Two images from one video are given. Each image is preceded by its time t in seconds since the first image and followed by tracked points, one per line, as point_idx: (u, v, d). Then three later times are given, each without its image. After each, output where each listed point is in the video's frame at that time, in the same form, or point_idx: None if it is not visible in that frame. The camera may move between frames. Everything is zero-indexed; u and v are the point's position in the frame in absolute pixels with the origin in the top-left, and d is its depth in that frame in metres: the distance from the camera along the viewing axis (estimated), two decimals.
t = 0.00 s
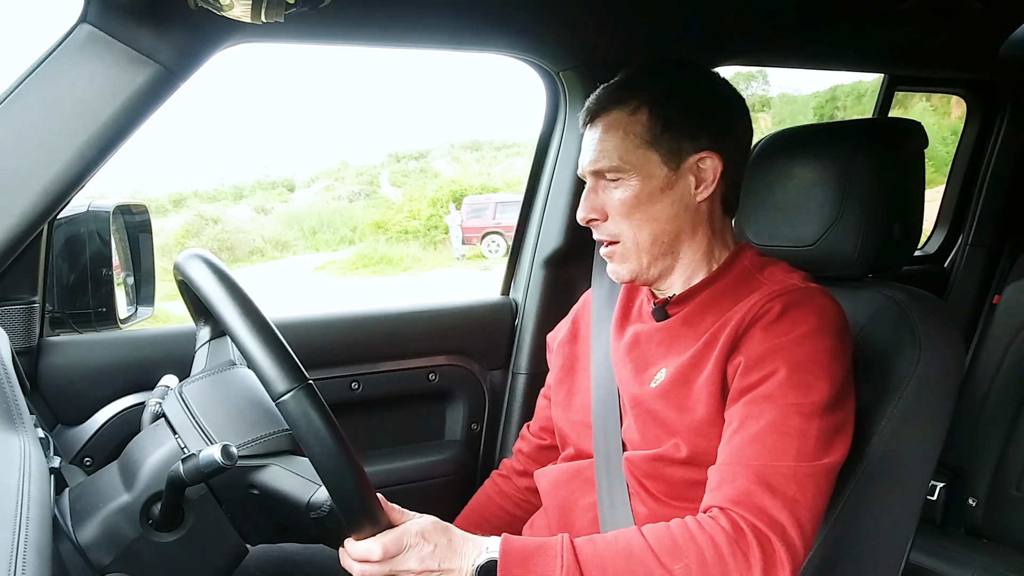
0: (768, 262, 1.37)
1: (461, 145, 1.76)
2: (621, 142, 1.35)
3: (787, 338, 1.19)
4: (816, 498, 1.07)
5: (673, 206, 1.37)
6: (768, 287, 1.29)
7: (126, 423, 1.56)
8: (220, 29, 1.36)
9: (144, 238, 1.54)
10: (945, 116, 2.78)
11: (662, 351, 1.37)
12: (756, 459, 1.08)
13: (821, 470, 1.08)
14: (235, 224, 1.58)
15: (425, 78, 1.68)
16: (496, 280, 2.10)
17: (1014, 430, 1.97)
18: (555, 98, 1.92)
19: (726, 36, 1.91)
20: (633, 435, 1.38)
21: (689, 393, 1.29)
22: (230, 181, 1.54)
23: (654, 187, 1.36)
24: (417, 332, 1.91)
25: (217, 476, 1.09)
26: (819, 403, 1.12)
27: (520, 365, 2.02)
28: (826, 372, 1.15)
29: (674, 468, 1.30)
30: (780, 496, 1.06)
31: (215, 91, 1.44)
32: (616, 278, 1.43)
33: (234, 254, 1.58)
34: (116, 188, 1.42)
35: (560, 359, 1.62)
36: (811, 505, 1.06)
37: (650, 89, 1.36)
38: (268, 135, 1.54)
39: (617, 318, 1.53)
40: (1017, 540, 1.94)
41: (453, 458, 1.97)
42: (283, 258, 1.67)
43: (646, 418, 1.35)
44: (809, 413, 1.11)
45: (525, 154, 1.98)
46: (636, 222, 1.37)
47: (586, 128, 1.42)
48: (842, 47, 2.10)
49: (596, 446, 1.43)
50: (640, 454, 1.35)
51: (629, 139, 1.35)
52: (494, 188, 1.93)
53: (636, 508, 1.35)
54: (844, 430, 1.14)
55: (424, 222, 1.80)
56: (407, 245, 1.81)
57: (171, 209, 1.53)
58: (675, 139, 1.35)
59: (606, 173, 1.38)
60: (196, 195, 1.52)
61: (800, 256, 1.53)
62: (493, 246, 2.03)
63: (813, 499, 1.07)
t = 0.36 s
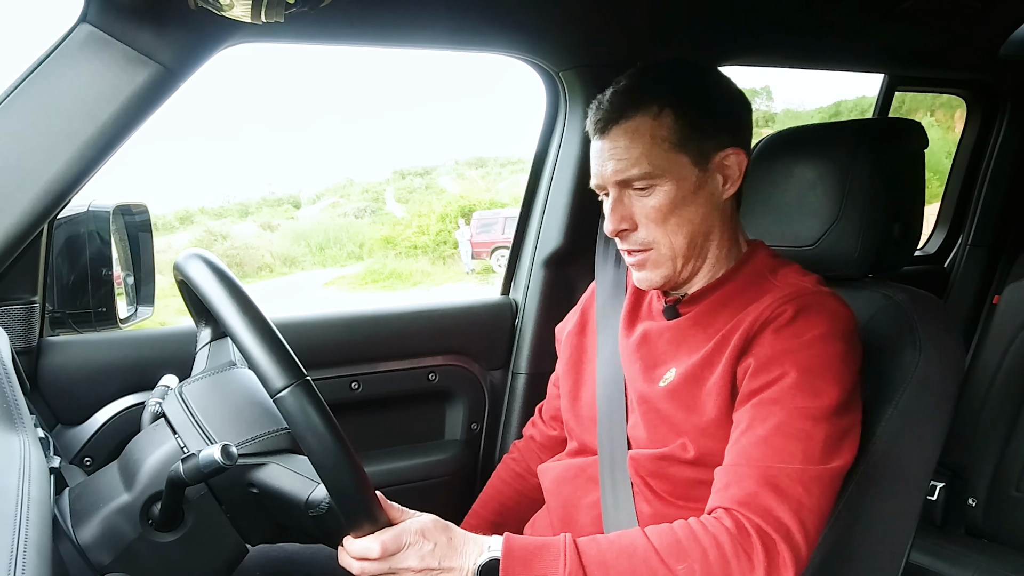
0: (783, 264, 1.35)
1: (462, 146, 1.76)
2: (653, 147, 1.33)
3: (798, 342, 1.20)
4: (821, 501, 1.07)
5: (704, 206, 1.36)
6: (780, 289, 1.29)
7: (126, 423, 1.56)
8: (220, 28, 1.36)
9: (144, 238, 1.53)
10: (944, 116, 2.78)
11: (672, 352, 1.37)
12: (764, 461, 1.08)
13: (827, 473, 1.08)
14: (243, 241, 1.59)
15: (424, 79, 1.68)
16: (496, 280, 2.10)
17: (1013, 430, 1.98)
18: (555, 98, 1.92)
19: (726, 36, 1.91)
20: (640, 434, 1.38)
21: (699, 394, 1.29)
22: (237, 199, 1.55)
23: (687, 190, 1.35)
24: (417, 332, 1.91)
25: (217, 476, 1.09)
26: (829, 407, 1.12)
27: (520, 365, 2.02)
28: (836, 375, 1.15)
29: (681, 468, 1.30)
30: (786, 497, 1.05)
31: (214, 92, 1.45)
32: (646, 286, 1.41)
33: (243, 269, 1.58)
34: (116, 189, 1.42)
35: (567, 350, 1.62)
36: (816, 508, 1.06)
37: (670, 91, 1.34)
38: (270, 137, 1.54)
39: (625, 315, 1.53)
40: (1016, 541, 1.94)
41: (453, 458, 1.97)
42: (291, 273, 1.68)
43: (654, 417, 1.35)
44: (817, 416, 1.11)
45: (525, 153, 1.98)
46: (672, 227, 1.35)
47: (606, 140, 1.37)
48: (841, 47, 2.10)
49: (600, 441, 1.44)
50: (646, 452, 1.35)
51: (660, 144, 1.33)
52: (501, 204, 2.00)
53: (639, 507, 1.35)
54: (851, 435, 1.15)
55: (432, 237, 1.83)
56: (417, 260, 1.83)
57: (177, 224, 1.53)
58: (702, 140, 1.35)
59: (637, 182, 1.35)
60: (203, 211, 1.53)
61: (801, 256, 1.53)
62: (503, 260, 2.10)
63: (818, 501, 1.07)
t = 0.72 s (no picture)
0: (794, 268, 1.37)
1: (463, 147, 1.76)
2: (687, 127, 1.39)
3: (810, 345, 1.20)
4: (827, 503, 1.08)
5: (729, 193, 1.40)
6: (795, 292, 1.30)
7: (125, 423, 1.56)
8: (220, 28, 1.36)
9: (144, 238, 1.52)
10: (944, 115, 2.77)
11: (682, 351, 1.38)
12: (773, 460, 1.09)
13: (835, 475, 1.09)
14: (254, 254, 1.60)
15: (424, 80, 1.68)
16: (496, 280, 2.10)
17: (1013, 430, 1.98)
18: (555, 98, 1.92)
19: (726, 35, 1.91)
20: (645, 431, 1.38)
21: (707, 392, 1.29)
22: (244, 215, 1.56)
23: (714, 174, 1.39)
24: (416, 332, 1.91)
25: (217, 476, 1.09)
26: (840, 410, 1.12)
27: (520, 365, 2.03)
28: (846, 379, 1.16)
29: (685, 464, 1.30)
30: (793, 498, 1.06)
31: (213, 92, 1.45)
32: (661, 267, 1.45)
33: (255, 283, 1.60)
34: (116, 189, 1.41)
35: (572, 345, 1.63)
36: (822, 510, 1.07)
37: (713, 77, 1.40)
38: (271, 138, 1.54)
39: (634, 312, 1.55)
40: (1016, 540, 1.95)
41: (453, 458, 1.97)
42: (302, 287, 1.70)
43: (659, 413, 1.35)
44: (828, 419, 1.11)
45: (525, 153, 1.98)
46: (695, 210, 1.40)
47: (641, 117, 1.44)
48: (841, 47, 2.10)
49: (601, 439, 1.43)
50: (650, 449, 1.35)
51: (693, 125, 1.39)
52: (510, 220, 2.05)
53: (641, 505, 1.34)
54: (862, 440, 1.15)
55: (444, 252, 1.86)
56: (428, 275, 1.87)
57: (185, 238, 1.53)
58: (736, 128, 1.40)
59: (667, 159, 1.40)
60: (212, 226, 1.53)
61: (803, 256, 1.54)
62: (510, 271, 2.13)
63: (824, 503, 1.07)
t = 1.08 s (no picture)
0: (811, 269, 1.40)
1: (463, 148, 1.76)
2: (719, 118, 1.47)
3: (822, 345, 1.22)
4: (834, 501, 1.09)
5: (753, 188, 1.47)
6: (809, 291, 1.32)
7: (126, 423, 1.56)
8: (220, 28, 1.36)
9: (144, 237, 1.53)
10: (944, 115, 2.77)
11: (695, 343, 1.40)
12: (784, 456, 1.11)
13: (843, 474, 1.10)
14: (266, 258, 1.61)
15: (424, 80, 1.68)
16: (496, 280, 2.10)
17: (1013, 430, 1.98)
18: (555, 98, 1.92)
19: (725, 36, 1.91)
20: (653, 423, 1.39)
21: (719, 386, 1.31)
22: (253, 218, 1.56)
23: (739, 168, 1.46)
24: (417, 332, 1.91)
25: (217, 476, 1.09)
26: (850, 408, 1.14)
27: (520, 366, 2.03)
28: (857, 379, 1.17)
29: (691, 454, 1.31)
30: (799, 495, 1.07)
31: (214, 91, 1.45)
32: (677, 254, 1.51)
33: (265, 287, 1.62)
34: (116, 189, 1.41)
35: (586, 339, 1.64)
36: (828, 508, 1.08)
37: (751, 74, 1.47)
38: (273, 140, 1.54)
39: (649, 306, 1.56)
40: (1016, 540, 1.95)
41: (453, 458, 1.97)
42: (313, 291, 1.72)
43: (668, 404, 1.36)
44: (837, 416, 1.13)
45: (525, 153, 1.99)
46: (717, 199, 1.47)
47: (676, 106, 1.53)
48: (841, 47, 2.10)
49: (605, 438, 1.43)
50: (658, 440, 1.35)
51: (725, 117, 1.47)
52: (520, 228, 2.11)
53: (644, 498, 1.34)
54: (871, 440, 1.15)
55: (456, 258, 1.91)
56: (440, 280, 1.91)
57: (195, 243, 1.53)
58: (766, 127, 1.46)
59: (697, 146, 1.49)
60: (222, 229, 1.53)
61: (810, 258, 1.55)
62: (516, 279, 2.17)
63: (831, 501, 1.08)
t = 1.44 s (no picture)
0: (821, 272, 1.42)
1: (463, 149, 1.77)
2: (738, 116, 1.50)
3: (827, 326, 1.24)
4: (817, 450, 1.05)
5: (768, 188, 1.50)
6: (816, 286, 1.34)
7: (126, 423, 1.56)
8: (220, 28, 1.36)
9: (144, 238, 1.53)
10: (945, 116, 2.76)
11: (704, 340, 1.41)
12: (774, 400, 1.09)
13: (829, 431, 1.07)
14: (276, 260, 1.63)
15: (424, 81, 1.68)
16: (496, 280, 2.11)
17: (1013, 429, 1.98)
18: (555, 98, 1.92)
19: (724, 36, 1.91)
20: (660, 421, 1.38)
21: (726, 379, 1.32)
22: (262, 222, 1.58)
23: (755, 167, 1.50)
24: (418, 332, 1.91)
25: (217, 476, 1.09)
26: (847, 378, 1.14)
27: (520, 366, 2.03)
28: (858, 357, 1.18)
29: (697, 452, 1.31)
30: (782, 432, 1.04)
31: (214, 92, 1.45)
32: (688, 248, 1.55)
33: (275, 291, 1.64)
34: (116, 189, 1.41)
35: (592, 341, 1.64)
36: (807, 454, 1.04)
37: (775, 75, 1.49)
38: (274, 142, 1.55)
39: (657, 308, 1.57)
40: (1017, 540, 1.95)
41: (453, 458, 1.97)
42: (321, 294, 1.74)
43: (677, 399, 1.36)
44: (833, 381, 1.13)
45: (525, 154, 1.99)
46: (732, 197, 1.51)
47: (695, 104, 1.57)
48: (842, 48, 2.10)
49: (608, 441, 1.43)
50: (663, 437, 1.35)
51: (744, 116, 1.50)
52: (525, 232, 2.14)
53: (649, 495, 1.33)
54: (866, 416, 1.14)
55: (466, 262, 1.95)
56: (450, 285, 1.95)
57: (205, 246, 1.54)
58: (784, 130, 1.50)
59: (715, 142, 1.53)
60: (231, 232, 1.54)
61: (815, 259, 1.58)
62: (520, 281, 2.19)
63: (811, 449, 1.05)
